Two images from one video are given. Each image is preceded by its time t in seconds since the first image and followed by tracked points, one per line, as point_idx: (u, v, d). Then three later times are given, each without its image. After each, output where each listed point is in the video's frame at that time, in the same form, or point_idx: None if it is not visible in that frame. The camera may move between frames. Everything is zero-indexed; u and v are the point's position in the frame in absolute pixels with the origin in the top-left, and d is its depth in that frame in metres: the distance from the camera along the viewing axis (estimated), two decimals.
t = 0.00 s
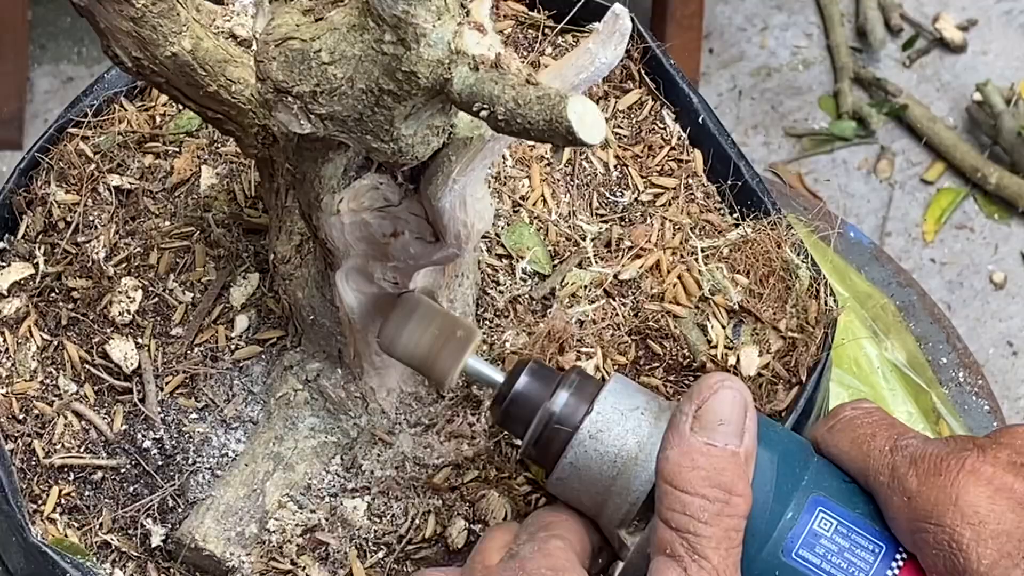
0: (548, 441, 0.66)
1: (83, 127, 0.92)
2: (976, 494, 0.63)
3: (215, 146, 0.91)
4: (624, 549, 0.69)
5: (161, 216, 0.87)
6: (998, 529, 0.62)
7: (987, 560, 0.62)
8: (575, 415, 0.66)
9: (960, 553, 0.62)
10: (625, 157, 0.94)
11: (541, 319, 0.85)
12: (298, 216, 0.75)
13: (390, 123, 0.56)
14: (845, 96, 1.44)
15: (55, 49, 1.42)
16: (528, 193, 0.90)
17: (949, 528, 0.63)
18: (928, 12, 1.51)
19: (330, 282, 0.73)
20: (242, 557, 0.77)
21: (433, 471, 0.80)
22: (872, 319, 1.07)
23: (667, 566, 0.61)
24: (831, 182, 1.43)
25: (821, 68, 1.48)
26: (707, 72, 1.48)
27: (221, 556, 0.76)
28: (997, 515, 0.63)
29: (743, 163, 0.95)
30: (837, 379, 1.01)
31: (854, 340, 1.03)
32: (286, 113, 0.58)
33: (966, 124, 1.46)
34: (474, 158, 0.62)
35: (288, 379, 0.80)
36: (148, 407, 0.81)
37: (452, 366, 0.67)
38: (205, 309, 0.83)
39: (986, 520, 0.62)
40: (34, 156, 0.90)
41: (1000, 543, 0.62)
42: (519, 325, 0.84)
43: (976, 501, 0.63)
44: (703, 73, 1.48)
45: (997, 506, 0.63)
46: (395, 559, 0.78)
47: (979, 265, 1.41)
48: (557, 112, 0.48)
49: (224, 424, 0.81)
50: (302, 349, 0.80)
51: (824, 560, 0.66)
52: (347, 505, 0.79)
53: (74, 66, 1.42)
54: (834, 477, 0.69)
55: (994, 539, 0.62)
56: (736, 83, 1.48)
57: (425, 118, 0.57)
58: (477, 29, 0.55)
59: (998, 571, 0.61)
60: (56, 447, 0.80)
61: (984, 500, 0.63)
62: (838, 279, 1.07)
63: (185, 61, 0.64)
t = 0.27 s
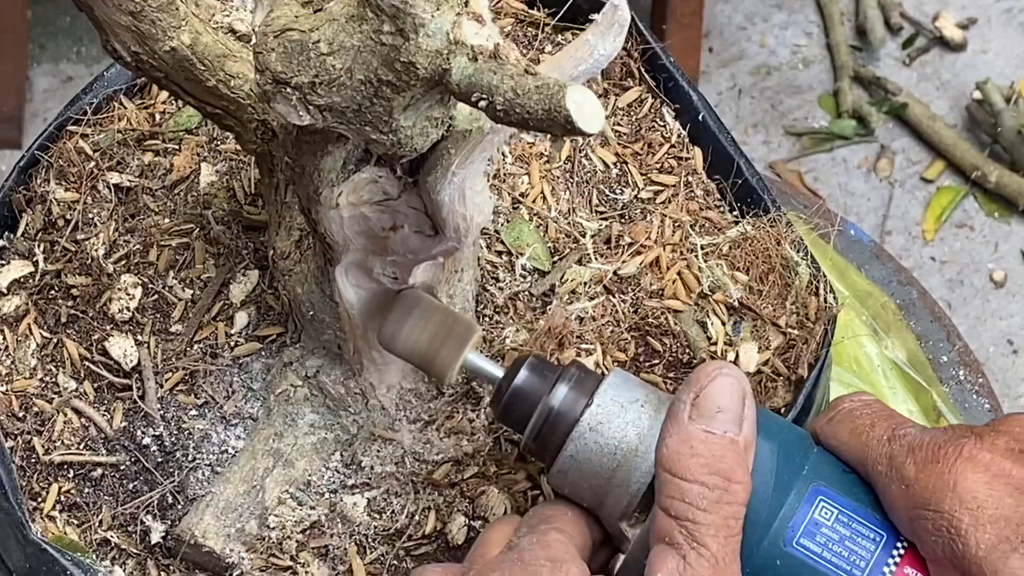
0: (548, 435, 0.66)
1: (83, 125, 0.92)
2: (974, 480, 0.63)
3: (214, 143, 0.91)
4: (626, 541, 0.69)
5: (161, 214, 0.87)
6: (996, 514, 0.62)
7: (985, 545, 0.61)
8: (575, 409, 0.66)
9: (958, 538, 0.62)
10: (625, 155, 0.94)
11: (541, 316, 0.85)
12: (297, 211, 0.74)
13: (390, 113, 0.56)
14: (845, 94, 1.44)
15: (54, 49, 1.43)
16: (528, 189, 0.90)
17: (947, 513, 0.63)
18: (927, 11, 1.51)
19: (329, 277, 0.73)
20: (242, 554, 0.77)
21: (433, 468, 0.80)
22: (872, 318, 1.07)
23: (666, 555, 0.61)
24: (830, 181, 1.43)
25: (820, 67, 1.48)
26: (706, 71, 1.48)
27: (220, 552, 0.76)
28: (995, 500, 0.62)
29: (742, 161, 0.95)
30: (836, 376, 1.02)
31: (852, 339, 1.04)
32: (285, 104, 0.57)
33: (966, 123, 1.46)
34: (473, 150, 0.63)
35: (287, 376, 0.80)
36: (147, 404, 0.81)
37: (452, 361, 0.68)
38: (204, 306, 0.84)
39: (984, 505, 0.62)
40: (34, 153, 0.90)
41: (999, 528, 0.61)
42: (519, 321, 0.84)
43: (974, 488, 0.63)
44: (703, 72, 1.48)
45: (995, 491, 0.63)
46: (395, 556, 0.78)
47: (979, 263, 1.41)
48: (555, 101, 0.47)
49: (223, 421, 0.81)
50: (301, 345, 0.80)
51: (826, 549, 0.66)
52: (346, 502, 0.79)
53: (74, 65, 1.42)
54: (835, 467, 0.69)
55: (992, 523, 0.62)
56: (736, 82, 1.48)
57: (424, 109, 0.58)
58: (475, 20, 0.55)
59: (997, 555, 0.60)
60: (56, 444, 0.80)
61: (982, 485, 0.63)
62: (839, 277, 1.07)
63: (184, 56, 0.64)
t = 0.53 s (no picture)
0: (544, 431, 0.67)
1: (79, 121, 0.92)
2: (967, 474, 0.63)
3: (211, 139, 0.91)
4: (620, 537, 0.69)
5: (157, 210, 0.87)
6: (988, 507, 0.62)
7: (977, 537, 0.61)
8: (571, 405, 0.66)
9: (951, 532, 0.62)
10: (621, 151, 0.94)
11: (537, 312, 0.85)
12: (293, 206, 0.74)
13: (386, 107, 0.56)
14: (841, 92, 1.44)
15: (51, 47, 1.43)
16: (524, 185, 0.90)
17: (940, 507, 0.63)
18: (925, 8, 1.51)
19: (325, 271, 0.73)
20: (239, 549, 0.77)
21: (429, 463, 0.80)
22: (867, 314, 1.08)
23: (660, 549, 0.62)
24: (827, 178, 1.44)
25: (817, 64, 1.48)
26: (703, 69, 1.48)
27: (216, 547, 0.76)
28: (988, 494, 0.62)
29: (738, 157, 0.95)
30: (832, 373, 1.01)
31: (851, 337, 1.03)
32: (281, 98, 0.57)
33: (963, 120, 1.46)
34: (469, 144, 0.62)
35: (283, 371, 0.80)
36: (143, 399, 0.81)
37: (449, 358, 0.69)
38: (200, 302, 0.83)
39: (977, 498, 0.62)
40: (31, 150, 0.90)
41: (991, 521, 0.61)
42: (515, 317, 0.84)
43: (966, 481, 0.63)
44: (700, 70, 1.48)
45: (987, 485, 0.63)
46: (391, 551, 0.78)
47: (976, 260, 1.41)
48: (552, 95, 0.47)
49: (219, 417, 0.81)
50: (298, 340, 0.80)
51: (821, 544, 0.66)
52: (342, 497, 0.79)
53: (71, 63, 1.42)
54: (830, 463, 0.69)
55: (984, 517, 0.62)
56: (733, 80, 1.48)
57: (420, 103, 0.57)
58: (470, 13, 0.55)
59: (989, 548, 0.61)
60: (52, 439, 0.80)
61: (974, 479, 0.63)
62: (834, 273, 1.08)
63: (181, 51, 0.64)
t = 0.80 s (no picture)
0: (535, 425, 0.67)
1: (71, 115, 0.92)
2: (956, 461, 0.63)
3: (203, 133, 0.91)
4: (612, 531, 0.69)
5: (149, 203, 0.87)
6: (977, 493, 0.62)
7: (967, 522, 0.61)
8: (562, 400, 0.66)
9: (941, 518, 0.62)
10: (614, 144, 0.94)
11: (530, 305, 0.85)
12: (286, 199, 0.75)
13: (377, 99, 0.56)
14: (837, 87, 1.44)
15: (46, 43, 1.43)
16: (517, 179, 0.90)
17: (929, 494, 0.63)
18: (919, 4, 1.51)
19: (317, 263, 0.73)
20: (231, 542, 0.76)
21: (422, 456, 0.80)
22: (861, 309, 1.08)
23: (651, 540, 0.62)
24: (822, 173, 1.44)
25: (812, 60, 1.48)
26: (698, 65, 1.48)
27: (209, 541, 0.76)
28: (977, 480, 0.62)
29: (731, 152, 0.95)
30: (825, 367, 1.01)
31: (845, 331, 1.03)
32: (273, 90, 0.57)
33: (958, 115, 1.46)
34: (461, 136, 0.62)
35: (276, 364, 0.79)
36: (136, 393, 0.81)
37: (441, 355, 0.69)
38: (193, 295, 0.83)
39: (966, 484, 0.62)
40: (23, 144, 0.90)
41: (980, 505, 0.61)
42: (507, 310, 0.84)
43: (955, 468, 0.63)
44: (695, 66, 1.48)
45: (977, 472, 0.63)
46: (384, 544, 0.78)
47: (971, 255, 1.41)
48: (542, 85, 0.47)
49: (212, 410, 0.81)
50: (290, 333, 0.80)
51: (811, 535, 0.66)
52: (335, 490, 0.79)
53: (65, 60, 1.42)
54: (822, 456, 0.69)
55: (974, 502, 0.62)
56: (728, 75, 1.48)
57: (412, 94, 0.57)
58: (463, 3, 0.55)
59: (979, 532, 0.60)
60: (44, 433, 0.80)
61: (964, 466, 0.63)
62: (829, 268, 1.07)
63: (172, 44, 0.64)
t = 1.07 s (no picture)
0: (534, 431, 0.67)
1: (72, 115, 0.92)
2: (956, 455, 0.64)
3: (204, 133, 0.91)
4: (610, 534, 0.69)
5: (150, 204, 0.87)
6: (978, 485, 0.62)
7: (969, 512, 0.61)
8: (561, 406, 0.67)
9: (941, 511, 0.62)
10: (614, 144, 0.94)
11: (531, 306, 0.85)
12: (286, 200, 0.74)
13: (380, 101, 0.56)
14: (835, 86, 1.44)
15: (45, 43, 1.42)
16: (517, 179, 0.90)
17: (930, 487, 0.63)
18: (918, 3, 1.51)
19: (319, 266, 0.73)
20: (233, 543, 0.77)
21: (423, 457, 0.80)
22: (861, 308, 1.08)
23: (644, 541, 0.61)
24: (821, 172, 1.44)
25: (811, 58, 1.48)
26: (697, 63, 1.49)
27: (210, 541, 0.76)
28: (977, 472, 0.63)
29: (730, 152, 0.95)
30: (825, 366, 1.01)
31: (844, 331, 1.03)
32: (276, 93, 0.58)
33: (956, 114, 1.46)
34: (463, 139, 0.62)
35: (277, 365, 0.79)
36: (137, 393, 0.81)
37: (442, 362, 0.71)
38: (194, 296, 0.83)
39: (966, 477, 0.63)
40: (24, 144, 0.90)
41: (981, 496, 0.62)
42: (508, 311, 0.85)
43: (956, 461, 0.64)
44: (694, 64, 1.48)
45: (977, 465, 0.63)
46: (385, 545, 0.78)
47: (970, 254, 1.41)
48: (545, 89, 0.47)
49: (213, 411, 0.81)
50: (292, 334, 0.80)
51: (811, 533, 0.66)
52: (337, 491, 0.79)
53: (64, 59, 1.42)
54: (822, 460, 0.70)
55: (974, 492, 0.62)
56: (726, 74, 1.48)
57: (414, 97, 0.57)
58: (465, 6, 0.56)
59: (981, 521, 0.61)
60: (46, 433, 0.80)
61: (964, 460, 0.64)
62: (829, 267, 1.08)
63: (173, 45, 0.64)
